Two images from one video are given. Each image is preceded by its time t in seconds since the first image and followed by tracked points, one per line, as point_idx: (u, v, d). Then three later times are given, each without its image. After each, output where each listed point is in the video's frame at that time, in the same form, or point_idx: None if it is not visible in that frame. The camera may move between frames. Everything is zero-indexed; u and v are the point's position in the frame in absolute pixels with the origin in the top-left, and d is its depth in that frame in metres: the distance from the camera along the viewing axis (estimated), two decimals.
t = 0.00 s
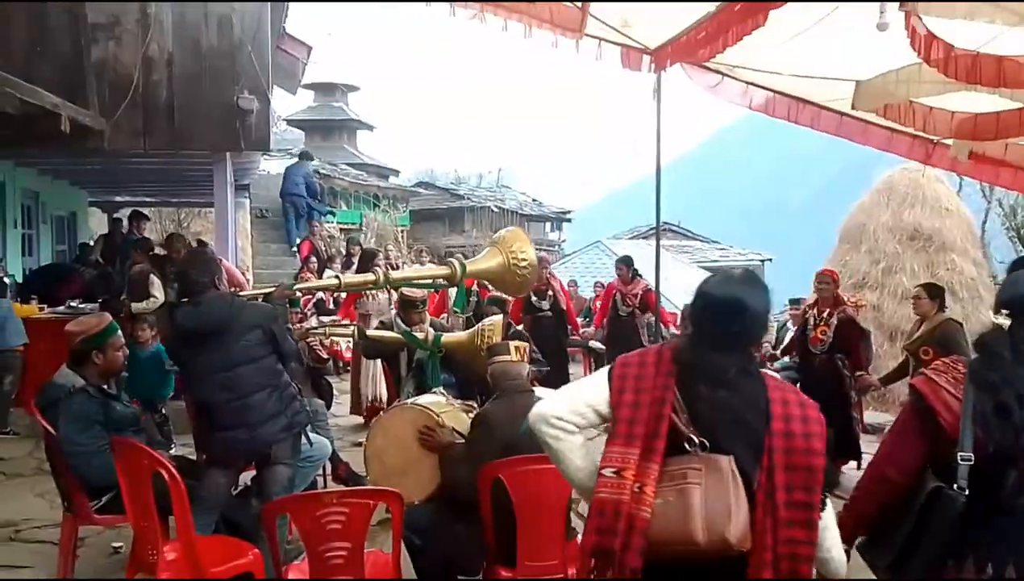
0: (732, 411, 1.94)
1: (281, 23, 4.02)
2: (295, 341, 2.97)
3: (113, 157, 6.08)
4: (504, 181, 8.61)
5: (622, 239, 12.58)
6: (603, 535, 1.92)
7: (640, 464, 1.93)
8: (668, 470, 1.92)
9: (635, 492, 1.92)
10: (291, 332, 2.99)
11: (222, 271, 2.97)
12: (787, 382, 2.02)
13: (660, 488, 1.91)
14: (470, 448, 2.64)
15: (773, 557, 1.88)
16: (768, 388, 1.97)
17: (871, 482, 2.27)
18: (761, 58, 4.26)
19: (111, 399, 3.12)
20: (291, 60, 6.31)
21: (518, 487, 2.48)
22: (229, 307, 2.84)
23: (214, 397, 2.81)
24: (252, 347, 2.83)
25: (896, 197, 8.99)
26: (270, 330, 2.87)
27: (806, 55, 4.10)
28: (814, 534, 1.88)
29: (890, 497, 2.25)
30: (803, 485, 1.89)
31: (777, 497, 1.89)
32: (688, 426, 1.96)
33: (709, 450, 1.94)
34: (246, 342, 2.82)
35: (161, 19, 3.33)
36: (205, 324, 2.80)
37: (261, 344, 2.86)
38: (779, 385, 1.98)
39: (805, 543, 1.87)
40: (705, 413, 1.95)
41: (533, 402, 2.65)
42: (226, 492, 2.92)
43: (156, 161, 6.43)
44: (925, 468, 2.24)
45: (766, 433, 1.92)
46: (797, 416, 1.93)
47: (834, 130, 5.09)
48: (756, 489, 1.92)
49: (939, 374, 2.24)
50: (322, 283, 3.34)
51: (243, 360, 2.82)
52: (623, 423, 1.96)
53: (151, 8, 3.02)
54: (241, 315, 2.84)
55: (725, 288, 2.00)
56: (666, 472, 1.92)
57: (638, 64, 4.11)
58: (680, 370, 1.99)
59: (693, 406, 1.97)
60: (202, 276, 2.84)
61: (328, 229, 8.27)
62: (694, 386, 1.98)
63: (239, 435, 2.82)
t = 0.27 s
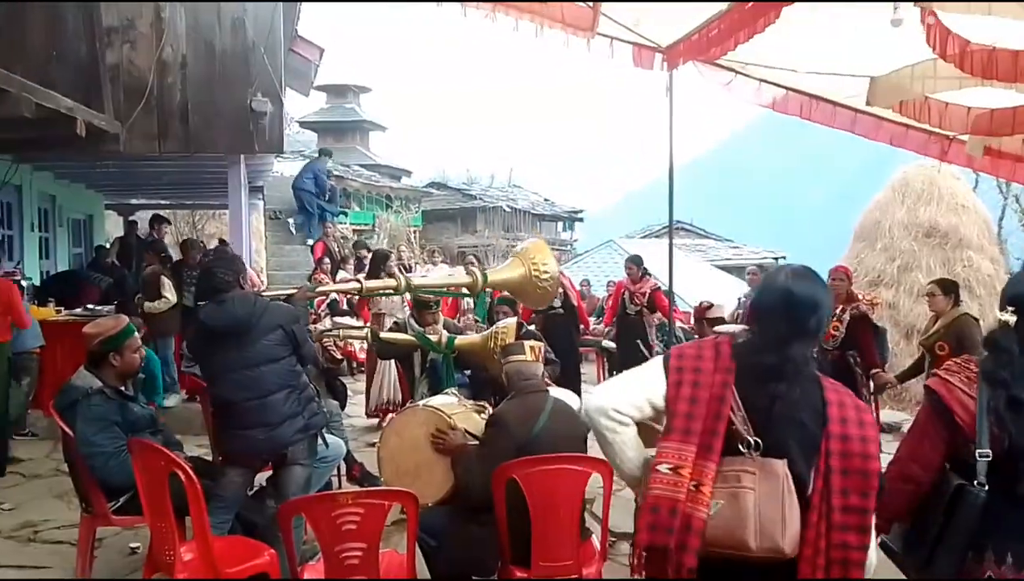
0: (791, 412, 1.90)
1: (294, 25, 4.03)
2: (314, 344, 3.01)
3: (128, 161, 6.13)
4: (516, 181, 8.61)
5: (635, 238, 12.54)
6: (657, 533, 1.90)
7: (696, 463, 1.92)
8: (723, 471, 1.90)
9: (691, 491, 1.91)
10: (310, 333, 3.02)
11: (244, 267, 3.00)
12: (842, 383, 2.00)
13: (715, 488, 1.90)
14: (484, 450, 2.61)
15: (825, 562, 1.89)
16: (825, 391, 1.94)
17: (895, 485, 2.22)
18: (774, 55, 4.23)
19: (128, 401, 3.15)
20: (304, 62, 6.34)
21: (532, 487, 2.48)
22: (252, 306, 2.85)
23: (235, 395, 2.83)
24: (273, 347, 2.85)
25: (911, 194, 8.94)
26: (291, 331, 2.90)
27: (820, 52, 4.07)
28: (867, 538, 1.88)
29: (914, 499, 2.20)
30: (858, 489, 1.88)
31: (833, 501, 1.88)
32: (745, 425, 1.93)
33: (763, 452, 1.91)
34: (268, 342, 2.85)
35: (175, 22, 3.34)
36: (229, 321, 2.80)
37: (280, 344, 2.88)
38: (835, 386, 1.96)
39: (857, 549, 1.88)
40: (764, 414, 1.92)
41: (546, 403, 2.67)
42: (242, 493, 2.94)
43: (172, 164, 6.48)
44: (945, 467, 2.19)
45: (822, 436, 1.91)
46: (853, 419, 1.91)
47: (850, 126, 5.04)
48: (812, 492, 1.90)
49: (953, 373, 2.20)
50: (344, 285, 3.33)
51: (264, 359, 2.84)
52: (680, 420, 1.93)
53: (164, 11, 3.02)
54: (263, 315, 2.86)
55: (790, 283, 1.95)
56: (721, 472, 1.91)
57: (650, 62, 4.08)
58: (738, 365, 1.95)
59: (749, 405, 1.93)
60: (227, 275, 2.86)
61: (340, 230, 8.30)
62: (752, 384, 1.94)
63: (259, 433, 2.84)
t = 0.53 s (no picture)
0: (818, 412, 1.87)
1: (296, 23, 4.03)
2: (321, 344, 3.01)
3: (132, 160, 6.14)
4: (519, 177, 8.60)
5: (638, 233, 12.53)
6: (676, 534, 1.90)
7: (717, 465, 1.90)
8: (742, 474, 1.89)
9: (710, 492, 1.90)
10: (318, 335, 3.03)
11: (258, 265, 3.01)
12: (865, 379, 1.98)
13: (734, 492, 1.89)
14: (489, 445, 2.61)
15: (851, 557, 1.91)
16: (849, 387, 1.92)
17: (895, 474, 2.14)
18: (778, 49, 4.21)
19: (133, 399, 3.15)
20: (306, 60, 6.33)
21: (536, 481, 2.48)
22: (265, 302, 2.84)
23: (243, 390, 2.82)
24: (282, 344, 2.85)
25: (916, 187, 8.86)
26: (301, 329, 2.90)
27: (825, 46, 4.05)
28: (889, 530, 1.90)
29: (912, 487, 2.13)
30: (882, 485, 1.90)
31: (858, 497, 1.90)
32: (767, 426, 1.91)
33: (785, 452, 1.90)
34: (278, 338, 2.84)
35: (177, 21, 3.34)
36: (241, 315, 2.79)
37: (290, 342, 2.88)
38: (859, 382, 1.94)
39: (881, 545, 1.89)
40: (787, 416, 1.89)
41: (552, 398, 2.66)
42: (247, 489, 2.94)
43: (176, 163, 6.48)
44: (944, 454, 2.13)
45: (849, 432, 1.89)
46: (878, 416, 1.91)
47: (854, 120, 5.02)
48: (838, 489, 1.90)
49: (954, 362, 2.16)
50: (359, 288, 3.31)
51: (274, 355, 2.84)
52: (701, 422, 1.90)
53: (166, 9, 3.02)
54: (275, 312, 2.86)
55: (817, 279, 1.89)
56: (741, 474, 1.89)
57: (653, 58, 4.09)
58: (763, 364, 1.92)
59: (772, 404, 1.91)
60: (242, 270, 2.84)
61: (344, 227, 8.31)
62: (778, 382, 1.91)
63: (263, 431, 2.84)
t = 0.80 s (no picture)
0: (841, 416, 1.86)
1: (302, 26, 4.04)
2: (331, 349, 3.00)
3: (140, 164, 6.17)
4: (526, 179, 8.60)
5: (645, 235, 12.52)
6: (696, 533, 1.90)
7: (737, 464, 1.90)
8: (760, 473, 1.89)
9: (730, 491, 1.89)
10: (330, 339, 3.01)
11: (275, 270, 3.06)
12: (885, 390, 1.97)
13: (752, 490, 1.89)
14: (496, 448, 2.62)
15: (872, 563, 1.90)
16: (869, 394, 1.91)
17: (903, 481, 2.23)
18: (786, 48, 4.19)
19: (141, 402, 3.16)
20: (313, 63, 6.36)
21: (546, 485, 2.47)
22: (279, 302, 2.86)
23: (250, 389, 2.82)
24: (293, 346, 2.86)
25: (924, 186, 8.88)
26: (311, 331, 2.90)
27: (832, 45, 4.04)
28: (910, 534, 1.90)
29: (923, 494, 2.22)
30: (902, 493, 1.89)
31: (877, 504, 1.89)
32: (785, 426, 1.90)
33: (803, 453, 1.89)
34: (290, 339, 2.86)
35: (185, 26, 3.35)
36: (254, 312, 2.81)
37: (300, 343, 2.88)
38: (879, 390, 1.93)
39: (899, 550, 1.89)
40: (806, 416, 1.88)
41: (557, 402, 2.65)
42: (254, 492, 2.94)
43: (185, 166, 6.51)
44: (952, 460, 2.20)
45: (868, 438, 1.88)
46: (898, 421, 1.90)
47: (861, 120, 5.01)
48: (857, 494, 1.89)
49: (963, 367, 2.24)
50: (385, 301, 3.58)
51: (283, 356, 2.84)
52: (723, 420, 1.89)
53: (174, 14, 3.03)
54: (287, 314, 2.88)
55: (845, 284, 1.91)
56: (759, 473, 1.89)
57: (660, 59, 4.08)
58: (792, 366, 1.91)
59: (794, 405, 1.89)
60: (259, 268, 2.89)
61: (351, 230, 8.33)
62: (805, 382, 1.89)
63: (266, 431, 2.83)
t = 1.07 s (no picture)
0: (832, 411, 1.85)
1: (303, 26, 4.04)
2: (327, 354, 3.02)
3: (143, 166, 6.18)
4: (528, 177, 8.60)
5: (647, 233, 12.51)
6: (682, 537, 1.87)
7: (720, 466, 1.87)
8: (745, 474, 1.87)
9: (714, 495, 1.87)
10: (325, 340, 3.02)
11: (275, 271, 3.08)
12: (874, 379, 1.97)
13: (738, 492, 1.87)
14: (499, 447, 2.62)
15: (867, 558, 1.91)
16: (857, 385, 1.91)
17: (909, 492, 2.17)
18: (787, 44, 4.19)
19: (144, 404, 3.17)
20: (314, 64, 6.37)
21: (551, 484, 2.47)
22: (274, 305, 2.88)
23: (245, 390, 2.85)
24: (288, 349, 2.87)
25: (928, 181, 8.98)
26: (306, 333, 2.92)
27: (833, 41, 4.04)
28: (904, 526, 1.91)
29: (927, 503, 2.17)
30: (894, 484, 1.89)
31: (869, 497, 1.88)
32: (767, 426, 1.89)
33: (789, 450, 1.89)
34: (286, 342, 2.87)
35: (185, 27, 3.36)
36: (251, 314, 2.85)
37: (295, 346, 2.89)
38: (868, 385, 1.93)
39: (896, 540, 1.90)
40: (791, 413, 1.87)
41: (560, 400, 2.64)
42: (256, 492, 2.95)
43: (187, 168, 6.52)
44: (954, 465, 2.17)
45: (857, 431, 1.88)
46: (889, 414, 1.89)
47: (863, 115, 5.00)
48: (848, 490, 1.89)
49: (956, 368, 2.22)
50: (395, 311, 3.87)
51: (277, 358, 2.86)
52: (705, 423, 1.88)
53: (174, 15, 3.03)
54: (282, 317, 2.89)
55: (825, 274, 1.91)
56: (744, 475, 1.87)
57: (660, 56, 4.07)
58: (778, 362, 1.90)
59: (779, 403, 1.88)
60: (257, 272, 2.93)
61: (354, 230, 8.34)
62: (795, 380, 1.87)
63: (261, 433, 2.85)
